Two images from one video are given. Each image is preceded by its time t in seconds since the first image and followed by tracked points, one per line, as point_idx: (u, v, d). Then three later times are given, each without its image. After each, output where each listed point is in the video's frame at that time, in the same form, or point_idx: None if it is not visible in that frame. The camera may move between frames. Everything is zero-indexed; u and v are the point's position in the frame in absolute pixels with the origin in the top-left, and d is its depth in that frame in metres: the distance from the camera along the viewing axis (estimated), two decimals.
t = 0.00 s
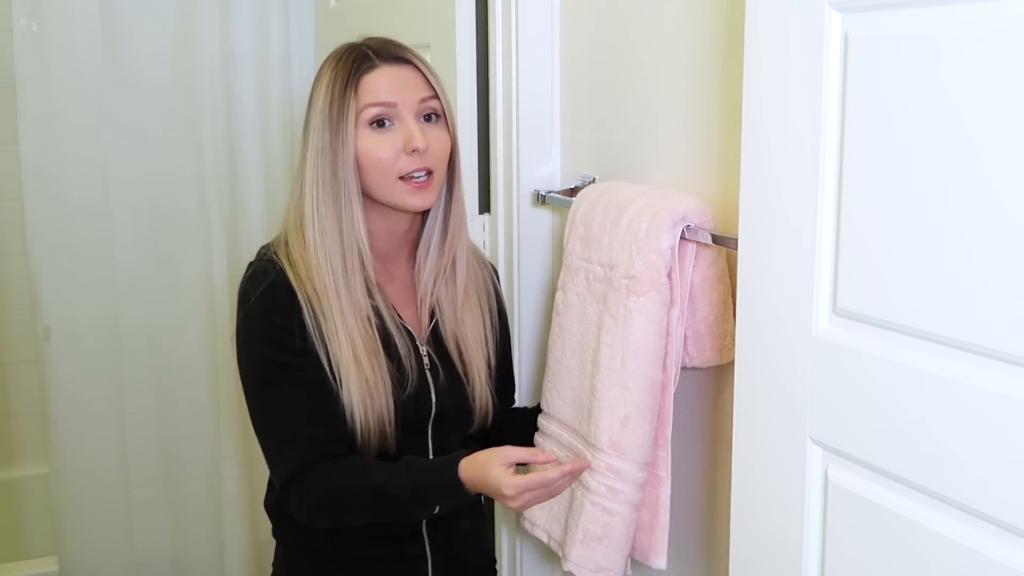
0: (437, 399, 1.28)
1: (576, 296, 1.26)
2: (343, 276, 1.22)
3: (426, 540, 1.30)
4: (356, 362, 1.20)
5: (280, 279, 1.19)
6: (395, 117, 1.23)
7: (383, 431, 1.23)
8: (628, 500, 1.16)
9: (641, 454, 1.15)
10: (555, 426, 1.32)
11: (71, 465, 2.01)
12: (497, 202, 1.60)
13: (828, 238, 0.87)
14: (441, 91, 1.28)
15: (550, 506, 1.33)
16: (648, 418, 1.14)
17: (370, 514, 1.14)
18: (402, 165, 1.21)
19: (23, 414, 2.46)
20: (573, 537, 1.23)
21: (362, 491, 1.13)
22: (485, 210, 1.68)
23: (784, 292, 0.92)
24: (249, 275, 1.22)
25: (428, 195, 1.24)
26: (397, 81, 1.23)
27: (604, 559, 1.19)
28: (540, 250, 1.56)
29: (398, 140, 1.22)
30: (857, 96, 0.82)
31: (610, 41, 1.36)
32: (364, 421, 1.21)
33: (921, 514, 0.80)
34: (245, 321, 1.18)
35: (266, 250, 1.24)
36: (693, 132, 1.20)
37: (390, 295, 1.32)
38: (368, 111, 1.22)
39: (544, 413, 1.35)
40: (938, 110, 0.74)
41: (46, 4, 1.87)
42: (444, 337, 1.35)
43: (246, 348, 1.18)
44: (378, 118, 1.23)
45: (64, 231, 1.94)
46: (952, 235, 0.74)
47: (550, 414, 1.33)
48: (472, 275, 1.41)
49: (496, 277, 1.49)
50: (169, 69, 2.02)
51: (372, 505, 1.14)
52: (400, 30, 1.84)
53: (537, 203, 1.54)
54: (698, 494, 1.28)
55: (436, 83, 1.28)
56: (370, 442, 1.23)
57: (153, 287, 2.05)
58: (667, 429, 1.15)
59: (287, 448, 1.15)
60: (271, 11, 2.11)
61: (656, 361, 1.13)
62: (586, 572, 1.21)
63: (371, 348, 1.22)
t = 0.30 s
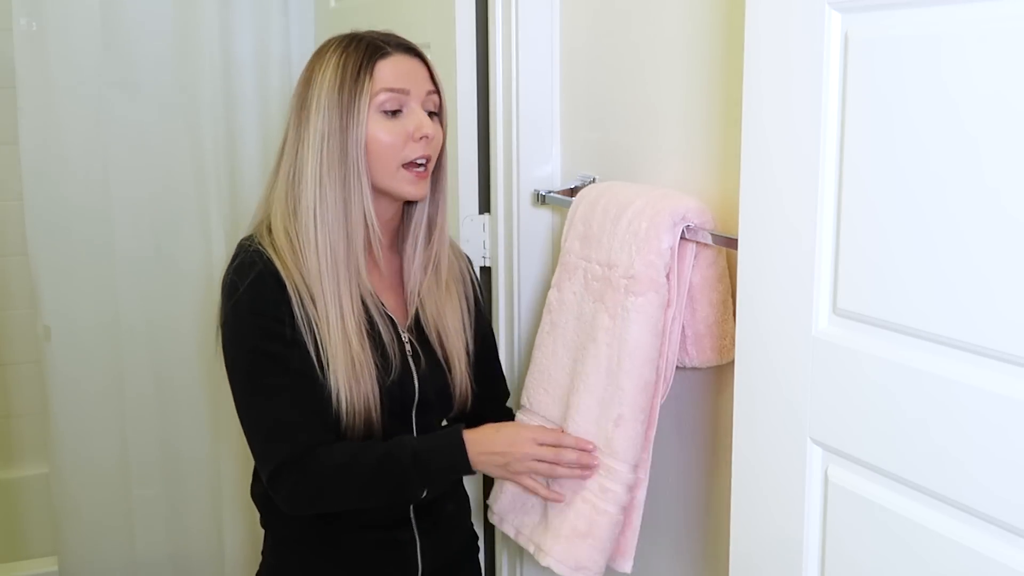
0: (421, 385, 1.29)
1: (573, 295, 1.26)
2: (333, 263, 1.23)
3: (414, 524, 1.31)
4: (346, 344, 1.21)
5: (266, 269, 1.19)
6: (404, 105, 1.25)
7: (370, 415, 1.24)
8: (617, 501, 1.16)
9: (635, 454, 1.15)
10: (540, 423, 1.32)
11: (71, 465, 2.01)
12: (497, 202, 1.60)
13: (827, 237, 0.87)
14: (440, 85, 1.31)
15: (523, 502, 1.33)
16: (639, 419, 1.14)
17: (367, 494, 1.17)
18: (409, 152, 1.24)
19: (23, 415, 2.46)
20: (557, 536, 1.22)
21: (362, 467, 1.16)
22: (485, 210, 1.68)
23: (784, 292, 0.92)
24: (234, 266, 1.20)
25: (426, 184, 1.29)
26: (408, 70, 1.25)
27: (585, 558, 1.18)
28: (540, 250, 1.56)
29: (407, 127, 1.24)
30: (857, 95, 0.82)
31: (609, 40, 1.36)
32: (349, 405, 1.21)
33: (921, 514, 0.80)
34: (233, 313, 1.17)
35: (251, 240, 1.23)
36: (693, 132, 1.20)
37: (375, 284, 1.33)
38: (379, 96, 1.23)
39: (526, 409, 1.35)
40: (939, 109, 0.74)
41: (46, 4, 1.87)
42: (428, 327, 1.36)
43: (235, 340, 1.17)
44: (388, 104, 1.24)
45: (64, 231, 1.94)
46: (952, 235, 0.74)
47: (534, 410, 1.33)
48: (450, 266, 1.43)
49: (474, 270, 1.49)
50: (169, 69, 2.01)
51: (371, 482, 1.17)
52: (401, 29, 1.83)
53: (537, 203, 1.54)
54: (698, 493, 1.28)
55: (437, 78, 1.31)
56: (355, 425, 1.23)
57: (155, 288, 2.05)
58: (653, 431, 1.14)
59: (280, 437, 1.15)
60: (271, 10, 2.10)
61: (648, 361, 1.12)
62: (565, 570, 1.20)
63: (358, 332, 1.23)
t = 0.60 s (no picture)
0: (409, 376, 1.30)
1: (579, 298, 1.26)
2: (319, 256, 1.23)
3: (407, 518, 1.31)
4: (337, 337, 1.21)
5: (254, 263, 1.18)
6: (381, 101, 1.26)
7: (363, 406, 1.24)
8: (645, 500, 1.16)
9: (656, 454, 1.14)
10: (566, 428, 1.31)
11: (71, 465, 2.01)
12: (497, 202, 1.60)
13: (827, 237, 0.87)
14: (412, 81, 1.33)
15: (565, 504, 1.33)
16: (656, 418, 1.13)
17: (405, 427, 1.08)
18: (388, 149, 1.26)
19: (23, 415, 2.46)
20: (591, 540, 1.21)
21: (382, 398, 1.08)
22: (485, 210, 1.68)
23: (784, 292, 0.92)
24: (219, 265, 1.19)
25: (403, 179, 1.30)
26: (383, 68, 1.27)
27: (622, 559, 1.18)
28: (540, 249, 1.56)
29: (384, 123, 1.26)
30: (857, 96, 0.82)
31: (609, 41, 1.37)
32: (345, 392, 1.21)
33: (921, 514, 0.80)
34: (227, 305, 1.15)
35: (232, 242, 1.22)
36: (693, 132, 1.20)
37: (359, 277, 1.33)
38: (358, 95, 1.24)
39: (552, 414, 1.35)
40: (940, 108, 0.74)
41: (46, 4, 1.87)
42: (412, 317, 1.36)
43: (233, 330, 1.15)
44: (366, 102, 1.25)
45: (65, 231, 1.94)
46: (952, 235, 0.74)
47: (560, 415, 1.33)
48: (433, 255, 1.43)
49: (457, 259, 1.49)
50: (169, 69, 2.01)
51: (397, 410, 1.08)
52: (401, 29, 1.83)
53: (537, 203, 1.54)
54: (698, 494, 1.28)
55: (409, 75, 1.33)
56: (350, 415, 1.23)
57: (156, 288, 2.05)
58: (675, 430, 1.14)
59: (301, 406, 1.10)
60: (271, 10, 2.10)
61: (660, 362, 1.13)
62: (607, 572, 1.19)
63: (347, 323, 1.23)
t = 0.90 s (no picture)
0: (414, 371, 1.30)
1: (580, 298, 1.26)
2: (320, 254, 1.23)
3: (411, 514, 1.31)
4: (346, 333, 1.20)
5: (261, 261, 1.18)
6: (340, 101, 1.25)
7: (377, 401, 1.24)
8: (641, 502, 1.15)
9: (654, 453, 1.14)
10: (553, 428, 1.31)
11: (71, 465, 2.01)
12: (497, 203, 1.60)
13: (828, 236, 0.87)
14: (379, 72, 1.31)
15: (554, 507, 1.31)
16: (654, 416, 1.13)
17: (440, 420, 1.14)
18: (355, 145, 1.24)
19: (23, 415, 2.46)
20: (584, 541, 1.19)
21: (429, 392, 1.14)
22: (485, 210, 1.68)
23: (784, 292, 0.92)
24: (225, 264, 1.19)
25: (382, 171, 1.27)
26: (336, 67, 1.26)
27: (619, 561, 1.16)
28: (539, 250, 1.56)
29: (346, 120, 1.24)
30: (857, 95, 0.82)
31: (609, 41, 1.37)
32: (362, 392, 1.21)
33: (922, 514, 0.80)
34: (238, 301, 1.15)
35: (234, 241, 1.21)
36: (693, 132, 1.20)
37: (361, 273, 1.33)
38: (312, 99, 1.24)
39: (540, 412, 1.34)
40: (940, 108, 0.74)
41: (46, 4, 1.87)
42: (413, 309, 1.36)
43: (245, 325, 1.15)
44: (325, 105, 1.25)
45: (64, 231, 1.94)
46: (952, 235, 0.74)
47: (548, 413, 1.32)
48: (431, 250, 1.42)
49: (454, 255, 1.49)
50: (169, 69, 2.02)
51: (443, 404, 1.14)
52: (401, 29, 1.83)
53: (537, 203, 1.54)
54: (698, 494, 1.28)
55: (374, 67, 1.30)
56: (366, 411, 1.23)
57: (156, 288, 2.04)
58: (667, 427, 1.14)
59: (328, 393, 1.12)
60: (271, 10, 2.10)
61: (659, 360, 1.12)
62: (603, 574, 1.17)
63: (353, 318, 1.23)
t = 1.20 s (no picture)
0: (404, 377, 1.29)
1: (573, 294, 1.26)
2: (304, 259, 1.23)
3: (404, 519, 1.30)
4: (324, 343, 1.20)
5: (248, 264, 1.20)
6: (320, 110, 1.25)
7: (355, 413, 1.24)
8: (585, 496, 1.16)
9: (613, 451, 1.13)
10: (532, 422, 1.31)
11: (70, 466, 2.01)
12: (497, 203, 1.60)
13: (828, 236, 0.87)
14: (369, 80, 1.28)
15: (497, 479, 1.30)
16: (627, 415, 1.13)
17: (374, 489, 1.16)
18: (330, 157, 1.23)
19: (23, 415, 2.46)
20: (517, 520, 1.20)
21: (375, 458, 1.16)
22: (485, 210, 1.68)
23: (783, 292, 0.92)
24: (217, 261, 1.21)
25: (363, 182, 1.26)
26: (321, 75, 1.25)
27: (545, 549, 1.18)
28: (539, 250, 1.56)
29: (323, 132, 1.24)
30: (856, 95, 0.82)
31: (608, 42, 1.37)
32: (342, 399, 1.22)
33: (921, 515, 0.80)
34: (219, 303, 1.17)
35: (232, 237, 1.24)
36: (693, 132, 1.20)
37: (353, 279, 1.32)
38: (295, 108, 1.25)
39: (522, 407, 1.34)
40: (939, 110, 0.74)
41: (46, 5, 1.88)
42: (406, 317, 1.34)
43: (223, 326, 1.18)
44: (307, 113, 1.26)
45: (65, 231, 1.95)
46: (951, 237, 0.74)
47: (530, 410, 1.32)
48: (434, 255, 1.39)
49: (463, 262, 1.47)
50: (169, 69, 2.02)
51: (383, 473, 1.16)
52: (401, 29, 1.83)
53: (537, 203, 1.54)
54: (698, 494, 1.28)
55: (366, 73, 1.28)
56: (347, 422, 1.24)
57: (156, 289, 2.04)
58: (637, 429, 1.13)
59: (281, 418, 1.16)
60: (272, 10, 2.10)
61: (640, 360, 1.12)
62: (522, 558, 1.19)
63: (336, 327, 1.23)
